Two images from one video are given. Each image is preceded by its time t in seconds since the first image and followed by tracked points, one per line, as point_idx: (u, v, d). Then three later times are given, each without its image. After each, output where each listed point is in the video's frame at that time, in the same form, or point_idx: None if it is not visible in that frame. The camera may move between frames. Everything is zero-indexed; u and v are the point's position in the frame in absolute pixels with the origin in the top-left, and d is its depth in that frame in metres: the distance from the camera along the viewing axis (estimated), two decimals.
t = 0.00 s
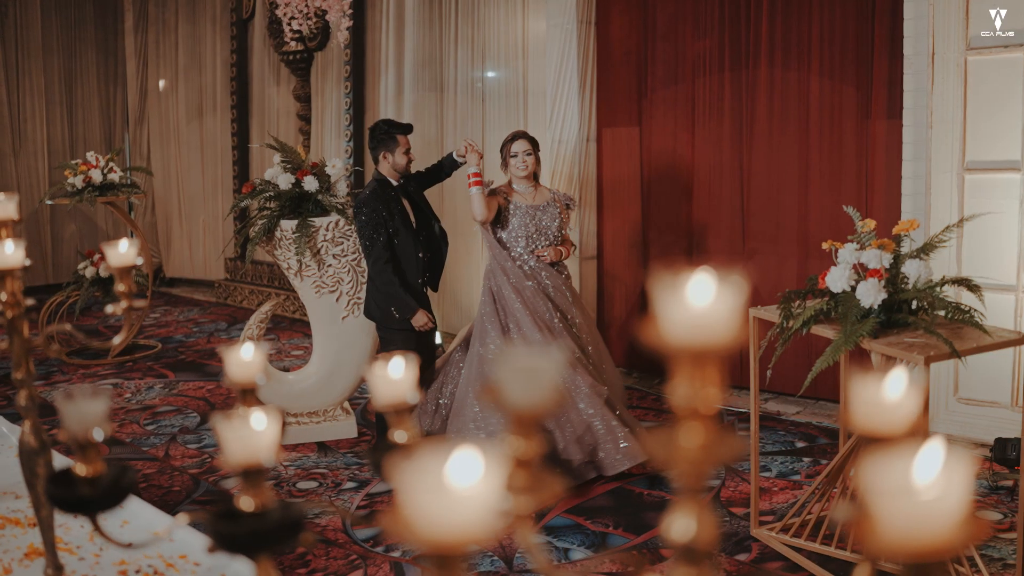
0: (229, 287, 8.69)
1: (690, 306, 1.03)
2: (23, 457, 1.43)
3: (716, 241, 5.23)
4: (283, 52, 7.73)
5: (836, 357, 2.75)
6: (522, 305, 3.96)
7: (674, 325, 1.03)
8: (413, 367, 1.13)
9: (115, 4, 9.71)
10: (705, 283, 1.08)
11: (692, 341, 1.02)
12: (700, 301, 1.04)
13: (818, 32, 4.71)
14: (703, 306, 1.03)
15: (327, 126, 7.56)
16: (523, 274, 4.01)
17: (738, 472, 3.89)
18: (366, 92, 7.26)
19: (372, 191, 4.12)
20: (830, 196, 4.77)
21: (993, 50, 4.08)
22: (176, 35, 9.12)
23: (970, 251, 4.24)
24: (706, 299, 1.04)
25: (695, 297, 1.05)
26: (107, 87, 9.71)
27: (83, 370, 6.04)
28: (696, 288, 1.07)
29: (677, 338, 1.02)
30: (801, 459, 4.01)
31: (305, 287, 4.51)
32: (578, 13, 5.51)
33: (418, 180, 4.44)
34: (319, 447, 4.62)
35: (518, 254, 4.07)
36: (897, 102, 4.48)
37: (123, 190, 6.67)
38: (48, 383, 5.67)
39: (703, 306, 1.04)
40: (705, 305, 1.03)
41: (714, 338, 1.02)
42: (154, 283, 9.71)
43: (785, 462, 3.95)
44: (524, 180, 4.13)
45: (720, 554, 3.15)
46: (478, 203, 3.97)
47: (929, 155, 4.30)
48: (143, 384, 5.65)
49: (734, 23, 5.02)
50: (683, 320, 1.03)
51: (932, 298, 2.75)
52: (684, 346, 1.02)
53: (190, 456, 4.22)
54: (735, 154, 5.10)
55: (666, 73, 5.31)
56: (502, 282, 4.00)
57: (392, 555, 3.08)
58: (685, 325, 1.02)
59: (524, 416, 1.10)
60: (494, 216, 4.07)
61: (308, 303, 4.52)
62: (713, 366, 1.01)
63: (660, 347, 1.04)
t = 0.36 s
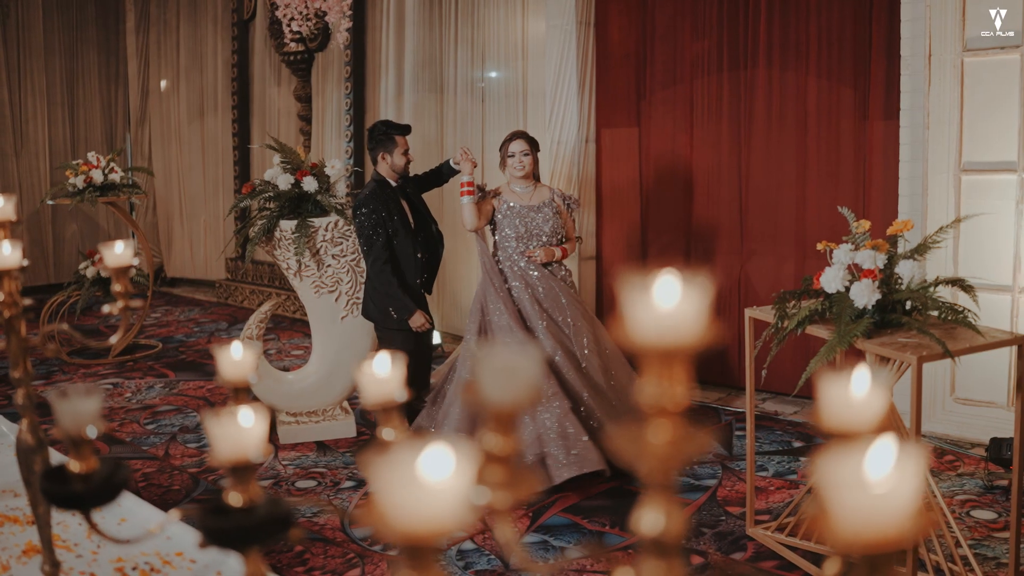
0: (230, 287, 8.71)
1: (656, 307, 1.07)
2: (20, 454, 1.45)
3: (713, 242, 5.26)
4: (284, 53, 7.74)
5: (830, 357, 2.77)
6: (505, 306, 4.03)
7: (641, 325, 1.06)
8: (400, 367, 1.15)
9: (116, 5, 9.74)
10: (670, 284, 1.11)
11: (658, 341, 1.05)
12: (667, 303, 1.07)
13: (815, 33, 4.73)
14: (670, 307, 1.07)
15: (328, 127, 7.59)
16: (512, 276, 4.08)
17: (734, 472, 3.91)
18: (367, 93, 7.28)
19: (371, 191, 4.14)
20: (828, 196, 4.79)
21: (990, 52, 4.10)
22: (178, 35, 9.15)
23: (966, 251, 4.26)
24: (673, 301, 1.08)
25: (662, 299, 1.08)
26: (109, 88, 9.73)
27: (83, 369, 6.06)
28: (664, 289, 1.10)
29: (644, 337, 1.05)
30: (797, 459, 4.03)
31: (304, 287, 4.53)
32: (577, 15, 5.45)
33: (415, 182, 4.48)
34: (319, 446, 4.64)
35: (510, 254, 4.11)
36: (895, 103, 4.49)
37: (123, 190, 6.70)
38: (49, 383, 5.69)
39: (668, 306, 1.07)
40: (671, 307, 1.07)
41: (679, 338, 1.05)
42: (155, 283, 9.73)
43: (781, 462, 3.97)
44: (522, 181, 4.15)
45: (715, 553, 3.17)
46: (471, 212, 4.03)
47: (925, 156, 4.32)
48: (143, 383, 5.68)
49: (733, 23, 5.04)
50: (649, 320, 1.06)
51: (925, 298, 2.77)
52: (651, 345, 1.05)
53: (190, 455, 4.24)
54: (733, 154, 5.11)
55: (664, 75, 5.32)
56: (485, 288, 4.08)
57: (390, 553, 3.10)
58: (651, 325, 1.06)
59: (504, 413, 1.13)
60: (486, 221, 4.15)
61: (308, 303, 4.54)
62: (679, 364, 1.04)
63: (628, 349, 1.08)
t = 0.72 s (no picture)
0: (230, 287, 8.74)
1: (624, 305, 1.09)
2: (15, 452, 1.47)
3: (710, 242, 5.28)
4: (283, 54, 7.76)
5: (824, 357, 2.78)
6: (491, 302, 4.00)
7: (609, 322, 1.08)
8: (386, 365, 1.18)
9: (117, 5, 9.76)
10: (641, 284, 1.14)
11: (627, 340, 1.07)
12: (635, 302, 1.09)
13: (812, 34, 4.74)
14: (637, 306, 1.09)
15: (327, 127, 7.61)
16: (501, 275, 4.07)
17: (730, 471, 3.94)
18: (366, 94, 7.30)
19: (370, 191, 4.16)
20: (825, 197, 4.80)
21: (986, 53, 4.11)
22: (178, 36, 9.18)
23: (962, 251, 4.27)
24: (641, 300, 1.10)
25: (629, 297, 1.11)
26: (109, 88, 9.75)
27: (84, 369, 6.08)
28: (635, 288, 1.13)
29: (613, 334, 1.07)
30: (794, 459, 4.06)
31: (303, 287, 4.55)
32: (575, 16, 5.47)
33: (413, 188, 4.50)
34: (317, 445, 4.66)
35: (503, 253, 4.10)
36: (891, 104, 4.50)
37: (124, 190, 6.72)
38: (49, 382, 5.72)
39: (639, 305, 1.09)
40: (640, 305, 1.09)
41: (647, 336, 1.07)
42: (155, 283, 9.75)
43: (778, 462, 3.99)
44: (522, 181, 4.16)
45: (711, 551, 3.18)
46: (463, 218, 4.16)
47: (921, 157, 4.34)
48: (143, 383, 5.70)
49: (730, 24, 5.05)
50: (617, 317, 1.08)
51: (918, 298, 2.78)
52: (620, 342, 1.07)
53: (189, 454, 4.26)
54: (730, 154, 5.13)
55: (663, 76, 5.33)
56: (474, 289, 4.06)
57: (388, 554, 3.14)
58: (619, 323, 1.07)
59: (481, 410, 1.16)
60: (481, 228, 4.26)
61: (306, 304, 4.56)
62: (647, 362, 1.06)
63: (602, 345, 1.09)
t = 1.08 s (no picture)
0: (230, 287, 8.76)
1: (593, 301, 1.07)
2: (13, 447, 1.49)
3: (708, 242, 5.30)
4: (284, 54, 7.78)
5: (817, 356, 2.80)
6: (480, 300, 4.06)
7: (581, 318, 1.06)
8: (375, 362, 1.20)
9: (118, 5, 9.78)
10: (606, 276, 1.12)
11: (595, 336, 1.05)
12: (603, 296, 1.07)
13: (809, 35, 4.75)
14: (604, 302, 1.06)
15: (327, 127, 7.64)
16: (492, 275, 4.10)
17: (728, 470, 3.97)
18: (365, 94, 7.32)
19: (370, 191, 4.17)
20: (823, 197, 4.81)
21: (982, 53, 4.12)
22: (179, 36, 9.20)
23: (959, 251, 4.29)
24: (609, 292, 1.08)
25: (598, 290, 1.08)
26: (111, 88, 9.77)
27: (85, 368, 6.11)
28: (597, 280, 1.11)
29: (583, 329, 1.05)
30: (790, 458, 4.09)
31: (302, 286, 4.58)
32: (574, 17, 5.50)
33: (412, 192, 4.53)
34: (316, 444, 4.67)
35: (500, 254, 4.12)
36: (888, 104, 4.52)
37: (124, 190, 6.73)
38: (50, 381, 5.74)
39: (606, 302, 1.07)
40: (610, 301, 1.07)
41: (616, 330, 1.05)
42: (156, 282, 9.78)
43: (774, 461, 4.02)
44: (522, 181, 4.15)
45: (706, 550, 3.20)
46: (460, 222, 4.28)
47: (918, 156, 4.35)
48: (143, 382, 5.72)
49: (727, 25, 5.06)
50: (587, 313, 1.06)
51: (911, 298, 2.80)
52: (589, 335, 1.05)
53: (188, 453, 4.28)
54: (728, 154, 5.14)
55: (661, 76, 5.35)
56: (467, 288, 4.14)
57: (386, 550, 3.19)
58: (589, 317, 1.05)
59: (460, 404, 1.17)
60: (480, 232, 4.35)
61: (306, 303, 4.59)
62: (616, 357, 1.04)
63: (573, 340, 1.07)
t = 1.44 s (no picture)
0: (231, 287, 8.78)
1: (564, 299, 1.05)
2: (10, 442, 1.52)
3: (705, 242, 5.32)
4: (284, 54, 7.79)
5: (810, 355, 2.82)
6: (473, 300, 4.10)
7: (550, 316, 1.05)
8: (364, 357, 1.23)
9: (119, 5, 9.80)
10: (579, 277, 1.11)
11: (563, 329, 1.04)
12: (573, 295, 1.06)
13: (806, 36, 4.77)
14: (576, 299, 1.05)
15: (327, 127, 7.66)
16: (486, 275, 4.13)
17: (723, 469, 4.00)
18: (365, 95, 7.35)
19: (370, 191, 4.20)
20: (819, 197, 4.83)
21: (978, 54, 4.13)
22: (179, 36, 9.23)
23: (954, 251, 4.30)
24: (579, 291, 1.07)
25: (568, 289, 1.07)
26: (112, 88, 9.80)
27: (85, 367, 6.14)
28: (571, 278, 1.11)
29: (551, 326, 1.04)
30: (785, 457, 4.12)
31: (301, 286, 4.60)
32: (573, 17, 5.54)
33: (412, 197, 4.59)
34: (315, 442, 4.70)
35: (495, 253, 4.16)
36: (884, 105, 4.53)
37: (124, 189, 6.75)
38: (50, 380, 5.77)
39: (577, 299, 1.05)
40: (580, 299, 1.05)
41: (583, 327, 1.04)
42: (156, 282, 9.81)
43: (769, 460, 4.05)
44: (522, 181, 4.16)
45: (701, 547, 3.21)
46: (462, 224, 4.41)
47: (914, 157, 4.37)
48: (143, 380, 5.74)
49: (724, 26, 5.09)
50: (557, 311, 1.05)
51: (904, 298, 2.82)
52: (557, 333, 1.04)
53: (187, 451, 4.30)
54: (725, 154, 5.16)
55: (658, 77, 5.37)
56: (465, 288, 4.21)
57: (382, 548, 3.21)
58: (558, 315, 1.04)
59: (439, 398, 1.19)
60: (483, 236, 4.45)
61: (305, 303, 4.61)
62: (586, 354, 1.03)
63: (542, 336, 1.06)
